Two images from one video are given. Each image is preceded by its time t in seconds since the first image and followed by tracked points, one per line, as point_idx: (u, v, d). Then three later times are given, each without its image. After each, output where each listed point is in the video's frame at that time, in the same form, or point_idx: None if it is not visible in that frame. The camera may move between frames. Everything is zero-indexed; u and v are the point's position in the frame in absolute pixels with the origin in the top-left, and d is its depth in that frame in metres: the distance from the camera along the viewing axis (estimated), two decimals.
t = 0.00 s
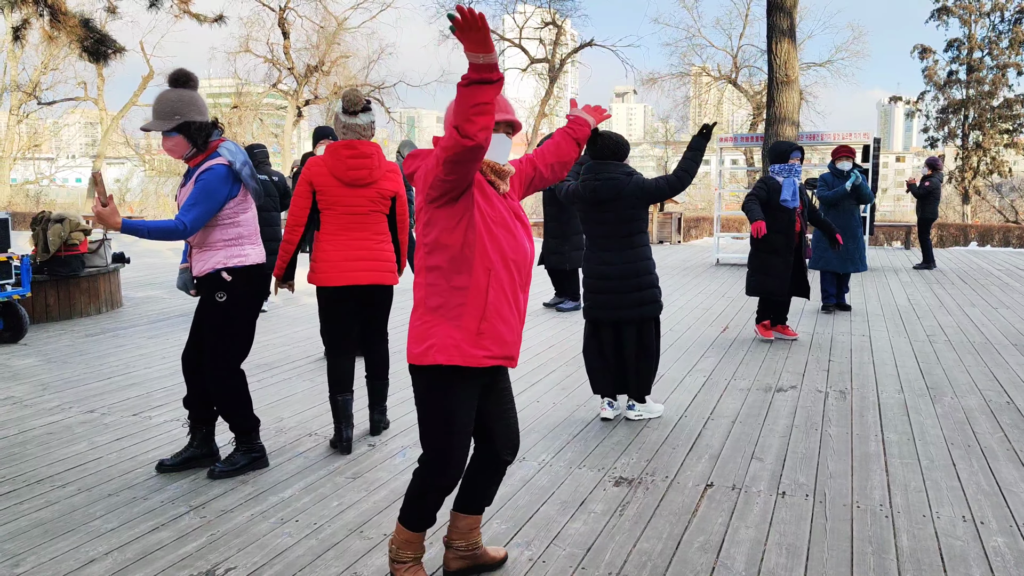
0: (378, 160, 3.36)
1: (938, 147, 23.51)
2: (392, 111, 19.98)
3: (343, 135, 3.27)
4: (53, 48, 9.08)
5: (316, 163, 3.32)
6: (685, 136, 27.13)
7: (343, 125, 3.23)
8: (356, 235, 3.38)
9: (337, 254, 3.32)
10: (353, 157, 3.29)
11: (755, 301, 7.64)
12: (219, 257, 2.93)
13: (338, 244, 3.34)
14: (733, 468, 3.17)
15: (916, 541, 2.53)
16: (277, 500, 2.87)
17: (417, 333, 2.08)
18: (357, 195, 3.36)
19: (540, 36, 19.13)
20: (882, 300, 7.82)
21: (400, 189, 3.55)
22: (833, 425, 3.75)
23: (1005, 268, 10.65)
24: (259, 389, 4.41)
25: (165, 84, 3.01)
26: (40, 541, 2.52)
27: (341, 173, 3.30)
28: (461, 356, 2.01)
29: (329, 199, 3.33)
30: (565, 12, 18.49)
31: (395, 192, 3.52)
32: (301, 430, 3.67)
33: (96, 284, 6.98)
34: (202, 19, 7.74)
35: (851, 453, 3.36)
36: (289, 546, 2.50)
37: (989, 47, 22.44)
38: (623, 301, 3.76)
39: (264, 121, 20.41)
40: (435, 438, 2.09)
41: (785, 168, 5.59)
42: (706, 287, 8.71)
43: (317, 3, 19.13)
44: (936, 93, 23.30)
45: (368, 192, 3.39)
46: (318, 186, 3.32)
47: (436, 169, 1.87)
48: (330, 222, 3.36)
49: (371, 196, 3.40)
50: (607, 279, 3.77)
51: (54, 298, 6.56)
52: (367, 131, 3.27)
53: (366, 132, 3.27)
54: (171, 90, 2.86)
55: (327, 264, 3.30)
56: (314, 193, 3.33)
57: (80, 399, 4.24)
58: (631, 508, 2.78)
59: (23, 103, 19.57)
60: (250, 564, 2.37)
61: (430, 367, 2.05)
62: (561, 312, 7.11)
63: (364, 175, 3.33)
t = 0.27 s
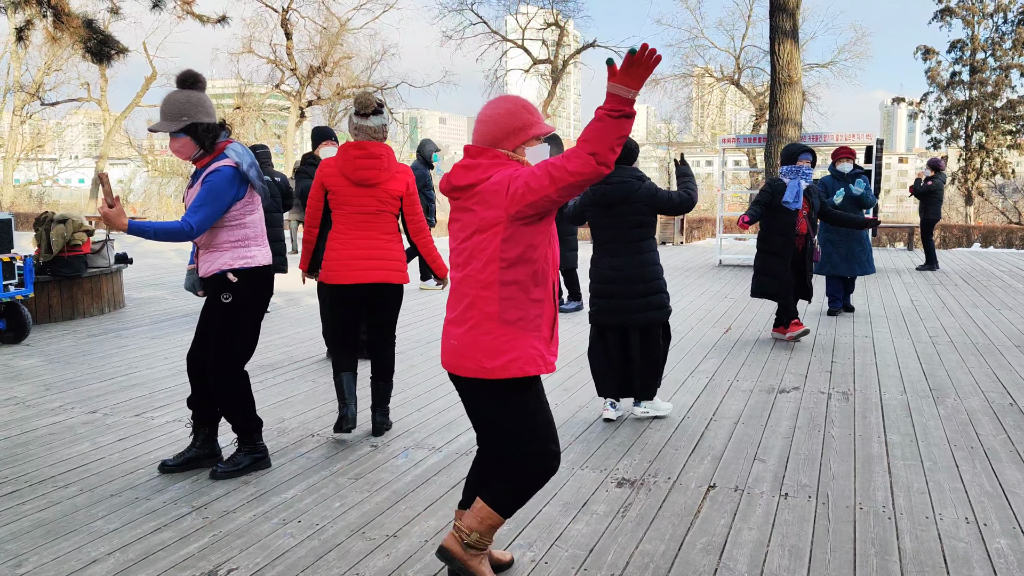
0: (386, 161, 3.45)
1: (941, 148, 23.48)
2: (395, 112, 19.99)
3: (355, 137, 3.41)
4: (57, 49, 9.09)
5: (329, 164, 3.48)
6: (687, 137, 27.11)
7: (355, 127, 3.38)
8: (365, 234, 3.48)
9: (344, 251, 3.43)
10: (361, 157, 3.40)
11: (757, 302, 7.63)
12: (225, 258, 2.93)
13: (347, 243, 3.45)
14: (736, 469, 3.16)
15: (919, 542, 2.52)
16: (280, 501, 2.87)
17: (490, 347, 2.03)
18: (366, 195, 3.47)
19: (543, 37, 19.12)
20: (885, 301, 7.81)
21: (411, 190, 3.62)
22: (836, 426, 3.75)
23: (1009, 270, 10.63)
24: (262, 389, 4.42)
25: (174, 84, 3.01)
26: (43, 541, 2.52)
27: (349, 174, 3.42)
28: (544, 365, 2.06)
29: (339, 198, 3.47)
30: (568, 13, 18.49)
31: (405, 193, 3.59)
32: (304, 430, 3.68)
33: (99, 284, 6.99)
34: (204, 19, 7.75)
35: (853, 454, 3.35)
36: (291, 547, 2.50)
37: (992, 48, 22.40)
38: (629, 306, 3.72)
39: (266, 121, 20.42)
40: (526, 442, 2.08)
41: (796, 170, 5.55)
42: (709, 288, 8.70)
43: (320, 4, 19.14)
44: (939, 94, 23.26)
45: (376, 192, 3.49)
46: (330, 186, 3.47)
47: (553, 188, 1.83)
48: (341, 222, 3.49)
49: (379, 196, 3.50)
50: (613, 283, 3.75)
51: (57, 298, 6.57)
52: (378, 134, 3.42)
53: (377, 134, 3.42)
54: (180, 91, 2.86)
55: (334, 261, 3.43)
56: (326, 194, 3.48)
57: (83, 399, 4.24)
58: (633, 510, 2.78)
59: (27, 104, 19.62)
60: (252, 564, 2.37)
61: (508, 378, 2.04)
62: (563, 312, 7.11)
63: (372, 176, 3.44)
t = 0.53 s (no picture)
0: (385, 162, 3.44)
1: (944, 148, 23.45)
2: (397, 112, 20.00)
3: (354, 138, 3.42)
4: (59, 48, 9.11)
5: (331, 163, 3.50)
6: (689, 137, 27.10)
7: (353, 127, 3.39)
8: (365, 234, 3.49)
9: (348, 251, 3.46)
10: (362, 157, 3.40)
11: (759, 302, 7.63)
12: (229, 257, 2.93)
13: (348, 243, 3.48)
14: (738, 470, 3.16)
15: (921, 543, 2.52)
16: (281, 500, 2.87)
17: (588, 334, 2.13)
18: (368, 195, 3.47)
19: (545, 37, 19.11)
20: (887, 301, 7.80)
21: (413, 189, 3.59)
22: (838, 426, 3.74)
23: (1011, 270, 10.61)
24: (263, 389, 4.42)
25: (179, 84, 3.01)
26: (45, 540, 2.53)
27: (350, 174, 3.42)
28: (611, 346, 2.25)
29: (342, 198, 3.48)
30: (570, 13, 18.50)
31: (407, 193, 3.55)
32: (305, 430, 3.68)
33: (101, 284, 7.00)
34: (206, 19, 7.75)
35: (855, 454, 3.35)
36: (293, 546, 2.50)
37: (995, 48, 22.37)
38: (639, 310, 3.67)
39: (268, 121, 20.42)
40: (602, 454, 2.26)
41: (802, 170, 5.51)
42: (711, 288, 8.69)
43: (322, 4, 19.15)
44: (942, 94, 23.24)
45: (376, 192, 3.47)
46: (332, 186, 3.49)
47: (652, 181, 2.10)
48: (344, 223, 3.52)
49: (380, 196, 3.49)
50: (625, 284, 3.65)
51: (59, 298, 6.58)
52: (378, 134, 3.41)
53: (377, 134, 3.41)
54: (185, 91, 2.86)
55: (337, 261, 3.46)
56: (329, 195, 3.53)
57: (85, 398, 4.25)
58: (635, 509, 2.78)
59: (29, 103, 19.65)
60: (254, 564, 2.38)
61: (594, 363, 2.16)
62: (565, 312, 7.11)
63: (372, 175, 3.43)
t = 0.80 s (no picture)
0: (374, 160, 3.46)
1: (945, 146, 23.44)
2: (398, 109, 19.99)
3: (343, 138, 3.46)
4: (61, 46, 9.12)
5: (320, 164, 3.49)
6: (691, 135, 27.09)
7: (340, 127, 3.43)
8: (361, 231, 3.49)
9: (344, 249, 3.46)
10: (351, 156, 3.42)
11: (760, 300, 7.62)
12: (231, 254, 2.94)
13: (344, 241, 3.47)
14: (739, 467, 3.16)
15: (922, 541, 2.52)
16: (282, 497, 2.87)
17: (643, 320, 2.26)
18: (360, 193, 3.48)
19: (546, 34, 19.09)
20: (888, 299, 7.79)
21: (403, 185, 3.62)
22: (839, 424, 3.75)
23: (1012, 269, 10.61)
24: (264, 386, 4.43)
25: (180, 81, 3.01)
26: (46, 536, 2.53)
27: (340, 173, 3.43)
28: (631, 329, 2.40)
29: (335, 197, 3.48)
30: (571, 11, 18.50)
31: (397, 189, 3.59)
32: (306, 427, 3.68)
33: (103, 281, 7.01)
34: (207, 17, 7.76)
35: (856, 452, 3.35)
36: (294, 543, 2.50)
37: (996, 46, 22.34)
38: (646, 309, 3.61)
39: (269, 119, 20.42)
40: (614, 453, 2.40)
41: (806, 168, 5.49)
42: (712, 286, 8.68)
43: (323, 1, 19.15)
44: (943, 92, 23.21)
45: (368, 189, 3.49)
46: (324, 186, 3.48)
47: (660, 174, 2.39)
48: (337, 220, 3.51)
49: (373, 194, 3.50)
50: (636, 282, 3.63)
51: (61, 295, 6.59)
52: (365, 131, 3.46)
53: (364, 131, 3.46)
54: (187, 88, 2.86)
55: (335, 259, 3.45)
56: (322, 195, 3.49)
57: (86, 395, 4.26)
58: (635, 507, 2.78)
59: (31, 101, 19.68)
60: (255, 561, 2.38)
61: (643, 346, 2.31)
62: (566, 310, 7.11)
63: (363, 173, 3.44)
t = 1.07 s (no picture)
0: (366, 155, 3.49)
1: (947, 145, 23.40)
2: (399, 108, 19.99)
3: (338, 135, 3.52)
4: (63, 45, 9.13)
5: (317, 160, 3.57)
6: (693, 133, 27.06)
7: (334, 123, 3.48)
8: (355, 227, 3.55)
9: (339, 245, 3.53)
10: (342, 153, 3.47)
11: (762, 299, 7.62)
12: (233, 253, 2.94)
13: (340, 237, 3.54)
14: (740, 466, 3.16)
15: (923, 539, 2.52)
16: (284, 495, 2.88)
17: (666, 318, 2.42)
18: (353, 189, 3.52)
19: (548, 33, 19.08)
20: (890, 297, 7.78)
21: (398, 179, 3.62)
22: (841, 422, 3.75)
23: (1015, 267, 10.59)
24: (266, 384, 4.43)
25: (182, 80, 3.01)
26: (48, 535, 2.54)
27: (332, 169, 3.49)
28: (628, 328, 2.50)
29: (330, 193, 3.55)
30: (573, 9, 18.50)
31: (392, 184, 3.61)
32: (308, 425, 3.69)
33: (105, 280, 7.02)
34: (209, 16, 7.76)
35: (858, 451, 3.35)
36: (296, 541, 2.50)
37: (999, 44, 22.30)
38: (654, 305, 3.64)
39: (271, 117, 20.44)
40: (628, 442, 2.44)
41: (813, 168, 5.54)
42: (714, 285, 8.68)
43: None
44: (946, 90, 23.18)
45: (361, 185, 3.52)
46: (320, 182, 3.56)
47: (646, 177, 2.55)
48: (333, 215, 3.57)
49: (366, 189, 3.54)
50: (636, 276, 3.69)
51: (63, 293, 6.60)
52: (357, 126, 3.50)
53: (357, 127, 3.50)
54: (190, 87, 2.86)
55: (331, 254, 3.54)
56: (319, 191, 3.58)
57: (89, 393, 4.26)
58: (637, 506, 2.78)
59: (33, 99, 19.70)
60: (257, 559, 2.38)
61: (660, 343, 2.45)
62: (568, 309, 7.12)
63: (354, 169, 3.48)
